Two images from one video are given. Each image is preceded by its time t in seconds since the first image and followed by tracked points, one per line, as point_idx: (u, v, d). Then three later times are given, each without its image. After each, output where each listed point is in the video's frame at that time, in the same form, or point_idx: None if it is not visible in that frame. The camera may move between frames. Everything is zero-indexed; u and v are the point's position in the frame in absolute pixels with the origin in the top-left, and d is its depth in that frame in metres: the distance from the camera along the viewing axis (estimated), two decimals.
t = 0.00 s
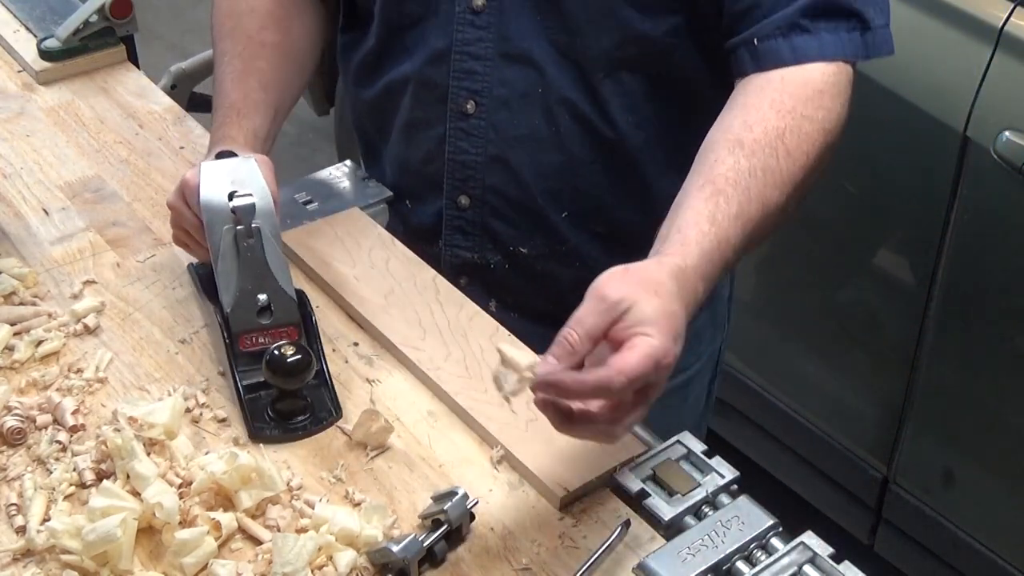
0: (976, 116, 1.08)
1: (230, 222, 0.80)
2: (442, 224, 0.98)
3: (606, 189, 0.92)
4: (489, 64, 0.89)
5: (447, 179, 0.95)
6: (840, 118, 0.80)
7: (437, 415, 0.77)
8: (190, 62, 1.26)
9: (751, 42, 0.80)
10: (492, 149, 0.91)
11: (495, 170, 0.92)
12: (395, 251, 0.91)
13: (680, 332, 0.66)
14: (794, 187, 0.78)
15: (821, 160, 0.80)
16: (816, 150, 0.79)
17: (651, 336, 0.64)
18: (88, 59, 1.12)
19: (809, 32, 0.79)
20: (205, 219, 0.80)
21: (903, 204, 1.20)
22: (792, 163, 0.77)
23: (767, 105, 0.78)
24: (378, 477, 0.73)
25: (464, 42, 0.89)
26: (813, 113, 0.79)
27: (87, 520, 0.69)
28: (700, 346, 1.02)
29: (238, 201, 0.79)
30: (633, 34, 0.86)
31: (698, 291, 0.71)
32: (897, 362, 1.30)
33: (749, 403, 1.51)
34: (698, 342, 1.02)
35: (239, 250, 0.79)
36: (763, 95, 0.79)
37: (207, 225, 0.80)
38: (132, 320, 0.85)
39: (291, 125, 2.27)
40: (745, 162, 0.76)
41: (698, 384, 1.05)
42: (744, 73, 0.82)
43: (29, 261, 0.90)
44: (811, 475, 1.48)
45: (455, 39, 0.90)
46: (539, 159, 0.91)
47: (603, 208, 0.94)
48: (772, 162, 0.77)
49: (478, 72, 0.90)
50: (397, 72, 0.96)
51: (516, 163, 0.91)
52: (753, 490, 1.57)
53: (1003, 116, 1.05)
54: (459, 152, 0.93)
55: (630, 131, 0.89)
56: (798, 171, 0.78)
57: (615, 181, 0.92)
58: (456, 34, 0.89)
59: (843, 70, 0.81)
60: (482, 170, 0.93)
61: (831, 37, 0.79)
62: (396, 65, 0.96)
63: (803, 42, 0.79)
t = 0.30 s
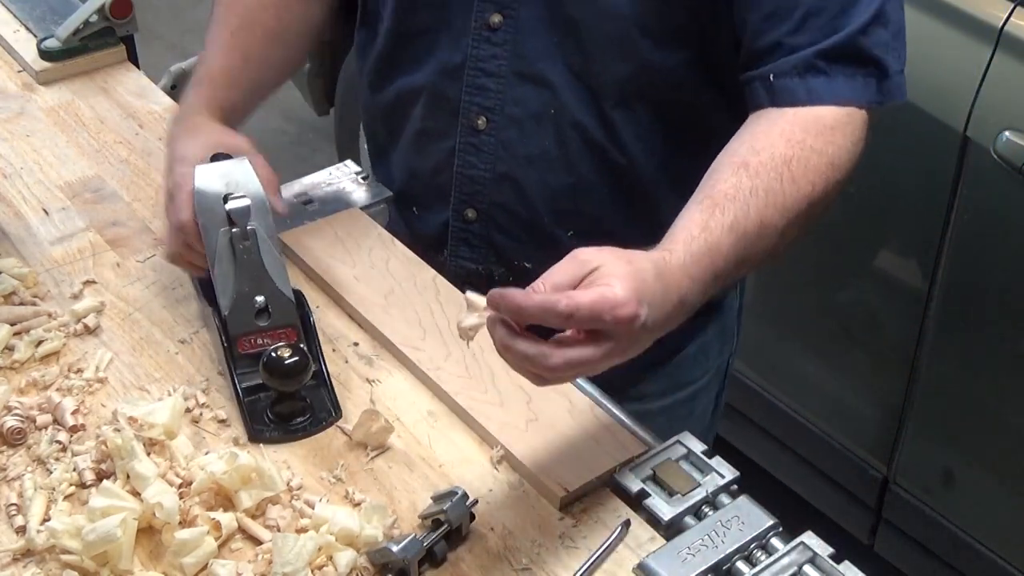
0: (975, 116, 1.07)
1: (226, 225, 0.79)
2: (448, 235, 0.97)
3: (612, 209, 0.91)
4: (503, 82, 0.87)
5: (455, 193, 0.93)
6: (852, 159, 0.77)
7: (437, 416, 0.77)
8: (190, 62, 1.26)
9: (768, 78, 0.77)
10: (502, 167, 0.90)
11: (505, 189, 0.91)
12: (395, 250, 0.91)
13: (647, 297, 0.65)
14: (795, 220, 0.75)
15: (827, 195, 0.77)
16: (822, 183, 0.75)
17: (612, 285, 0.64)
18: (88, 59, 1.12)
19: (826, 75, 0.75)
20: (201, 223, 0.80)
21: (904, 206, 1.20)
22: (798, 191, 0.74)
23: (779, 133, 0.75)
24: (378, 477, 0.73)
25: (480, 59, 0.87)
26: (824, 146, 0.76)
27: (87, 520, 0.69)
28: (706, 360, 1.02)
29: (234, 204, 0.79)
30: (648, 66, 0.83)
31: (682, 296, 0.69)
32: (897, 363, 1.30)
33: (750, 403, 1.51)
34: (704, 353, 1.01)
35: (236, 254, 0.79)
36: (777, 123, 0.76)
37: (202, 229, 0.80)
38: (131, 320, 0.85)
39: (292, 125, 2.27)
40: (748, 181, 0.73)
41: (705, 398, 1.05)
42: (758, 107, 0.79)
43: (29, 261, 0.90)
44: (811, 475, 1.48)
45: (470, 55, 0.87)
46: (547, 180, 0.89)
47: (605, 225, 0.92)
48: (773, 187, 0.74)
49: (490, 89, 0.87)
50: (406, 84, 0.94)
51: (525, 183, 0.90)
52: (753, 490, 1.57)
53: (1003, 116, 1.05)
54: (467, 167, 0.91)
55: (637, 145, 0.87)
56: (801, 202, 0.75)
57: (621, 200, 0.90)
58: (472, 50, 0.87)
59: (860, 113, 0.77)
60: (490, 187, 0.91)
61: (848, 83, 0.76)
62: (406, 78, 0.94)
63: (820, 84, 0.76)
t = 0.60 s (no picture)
0: (976, 116, 1.07)
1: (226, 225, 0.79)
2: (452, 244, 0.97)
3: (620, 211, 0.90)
4: (522, 89, 0.85)
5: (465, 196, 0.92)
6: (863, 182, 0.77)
7: (437, 416, 0.77)
8: (191, 62, 1.26)
9: (789, 94, 0.76)
10: (515, 173, 0.89)
11: (516, 194, 0.90)
12: (395, 250, 0.91)
13: (630, 278, 0.65)
14: (803, 234, 0.75)
15: (836, 213, 0.77)
16: (832, 200, 0.75)
17: (595, 261, 0.64)
18: (88, 59, 1.12)
19: (846, 96, 0.75)
20: (202, 223, 0.79)
21: (904, 208, 1.20)
22: (808, 206, 0.75)
23: (794, 146, 0.75)
24: (378, 477, 0.73)
25: (500, 67, 0.85)
26: (837, 162, 0.75)
27: (87, 520, 0.69)
28: (710, 363, 1.02)
29: (233, 205, 0.78)
30: (667, 82, 0.83)
31: (676, 290, 0.68)
32: (897, 363, 1.30)
33: (749, 403, 1.51)
34: (709, 357, 1.01)
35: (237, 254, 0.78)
36: (794, 137, 0.76)
37: (204, 227, 0.79)
38: (131, 320, 0.85)
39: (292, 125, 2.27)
40: (759, 189, 0.73)
41: (708, 399, 1.05)
42: (776, 123, 0.78)
43: (29, 261, 0.90)
44: (811, 475, 1.48)
45: (489, 62, 0.86)
46: (557, 187, 0.88)
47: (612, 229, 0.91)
48: (784, 199, 0.74)
49: (507, 96, 0.86)
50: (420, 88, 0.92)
51: (536, 191, 0.89)
52: (752, 490, 1.57)
53: (1004, 116, 1.05)
54: (480, 171, 0.90)
55: (652, 155, 0.86)
56: (809, 217, 0.75)
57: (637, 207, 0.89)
58: (489, 57, 0.85)
59: (876, 137, 0.77)
60: (502, 193, 0.90)
61: (867, 107, 0.76)
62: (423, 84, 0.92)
63: (839, 105, 0.76)
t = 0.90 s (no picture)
0: (976, 116, 1.07)
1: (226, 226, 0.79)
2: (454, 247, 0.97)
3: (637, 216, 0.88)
4: (555, 102, 0.84)
5: (497, 210, 0.90)
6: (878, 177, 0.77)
7: (438, 416, 0.77)
8: (191, 62, 1.26)
9: (808, 92, 0.76)
10: (549, 184, 0.87)
11: (550, 206, 0.88)
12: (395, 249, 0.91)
13: (629, 297, 0.67)
14: (815, 233, 0.75)
15: (851, 210, 0.76)
16: (847, 198, 0.75)
17: (589, 287, 0.66)
18: (88, 59, 1.12)
19: (865, 92, 0.75)
20: (201, 223, 0.79)
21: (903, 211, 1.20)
22: (821, 205, 0.74)
23: (807, 146, 0.75)
24: (378, 477, 0.73)
25: (531, 81, 0.83)
26: (849, 161, 0.75)
27: (87, 520, 0.69)
28: (721, 359, 1.02)
29: (234, 204, 0.78)
30: (699, 85, 0.81)
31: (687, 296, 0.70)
32: (897, 363, 1.30)
33: (750, 403, 1.51)
34: (718, 355, 1.01)
35: (236, 254, 0.79)
36: (807, 137, 0.76)
37: (203, 227, 0.80)
38: (132, 320, 0.85)
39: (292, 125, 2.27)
40: (769, 191, 0.73)
41: (714, 401, 1.05)
42: (795, 119, 0.78)
43: (29, 261, 0.90)
44: (811, 475, 1.48)
45: (519, 77, 0.84)
46: (594, 198, 0.87)
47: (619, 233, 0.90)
48: (795, 200, 0.74)
49: (539, 109, 0.84)
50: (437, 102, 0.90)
51: (572, 200, 0.87)
52: (753, 490, 1.57)
53: (1004, 116, 1.05)
54: (513, 186, 0.88)
55: (680, 157, 0.85)
56: (821, 217, 0.74)
57: (660, 213, 0.88)
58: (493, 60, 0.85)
59: (894, 129, 0.77)
60: (536, 206, 0.88)
61: (886, 100, 0.75)
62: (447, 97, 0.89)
63: (859, 102, 0.75)
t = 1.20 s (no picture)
0: (975, 116, 1.07)
1: (226, 225, 0.79)
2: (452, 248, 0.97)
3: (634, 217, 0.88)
4: (550, 105, 0.84)
5: (492, 212, 0.90)
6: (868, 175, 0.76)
7: (437, 416, 0.77)
8: (191, 62, 1.26)
9: (801, 91, 0.76)
10: (546, 187, 0.87)
11: (547, 209, 0.88)
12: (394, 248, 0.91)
13: (595, 308, 0.69)
14: (801, 234, 0.74)
15: (840, 208, 0.76)
16: (834, 198, 0.75)
17: (552, 301, 0.68)
18: (88, 59, 1.12)
19: (859, 91, 0.74)
20: (201, 223, 0.80)
21: (902, 211, 1.20)
22: (808, 206, 0.74)
23: (795, 145, 0.75)
24: (378, 477, 0.73)
25: (527, 84, 0.83)
26: (835, 160, 0.75)
27: (87, 520, 0.69)
28: (720, 362, 1.01)
29: (234, 204, 0.79)
30: (694, 87, 0.82)
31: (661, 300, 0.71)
32: (897, 363, 1.30)
33: (750, 403, 1.51)
34: (718, 356, 1.01)
35: (235, 254, 0.79)
36: (796, 136, 0.76)
37: (203, 227, 0.80)
38: (131, 320, 0.85)
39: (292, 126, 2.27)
40: (753, 191, 0.73)
41: (714, 402, 1.05)
42: (788, 118, 0.78)
43: (29, 261, 0.90)
44: (811, 475, 1.48)
45: (514, 79, 0.84)
46: (589, 199, 0.87)
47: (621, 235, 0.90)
48: (778, 200, 0.73)
49: (534, 112, 0.84)
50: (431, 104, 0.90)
51: (568, 203, 0.87)
52: (753, 490, 1.58)
53: (1004, 116, 1.05)
54: (508, 189, 0.88)
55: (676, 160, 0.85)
56: (806, 217, 0.74)
57: (655, 214, 0.88)
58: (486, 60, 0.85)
59: (886, 129, 0.76)
60: (533, 209, 0.88)
61: (879, 99, 0.75)
62: (441, 101, 0.89)
63: (852, 101, 0.75)
